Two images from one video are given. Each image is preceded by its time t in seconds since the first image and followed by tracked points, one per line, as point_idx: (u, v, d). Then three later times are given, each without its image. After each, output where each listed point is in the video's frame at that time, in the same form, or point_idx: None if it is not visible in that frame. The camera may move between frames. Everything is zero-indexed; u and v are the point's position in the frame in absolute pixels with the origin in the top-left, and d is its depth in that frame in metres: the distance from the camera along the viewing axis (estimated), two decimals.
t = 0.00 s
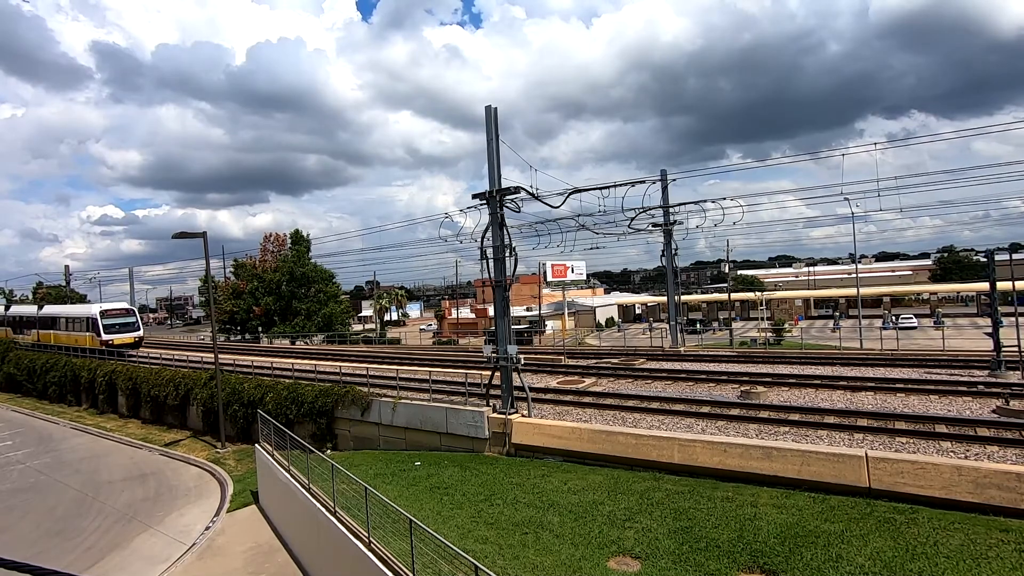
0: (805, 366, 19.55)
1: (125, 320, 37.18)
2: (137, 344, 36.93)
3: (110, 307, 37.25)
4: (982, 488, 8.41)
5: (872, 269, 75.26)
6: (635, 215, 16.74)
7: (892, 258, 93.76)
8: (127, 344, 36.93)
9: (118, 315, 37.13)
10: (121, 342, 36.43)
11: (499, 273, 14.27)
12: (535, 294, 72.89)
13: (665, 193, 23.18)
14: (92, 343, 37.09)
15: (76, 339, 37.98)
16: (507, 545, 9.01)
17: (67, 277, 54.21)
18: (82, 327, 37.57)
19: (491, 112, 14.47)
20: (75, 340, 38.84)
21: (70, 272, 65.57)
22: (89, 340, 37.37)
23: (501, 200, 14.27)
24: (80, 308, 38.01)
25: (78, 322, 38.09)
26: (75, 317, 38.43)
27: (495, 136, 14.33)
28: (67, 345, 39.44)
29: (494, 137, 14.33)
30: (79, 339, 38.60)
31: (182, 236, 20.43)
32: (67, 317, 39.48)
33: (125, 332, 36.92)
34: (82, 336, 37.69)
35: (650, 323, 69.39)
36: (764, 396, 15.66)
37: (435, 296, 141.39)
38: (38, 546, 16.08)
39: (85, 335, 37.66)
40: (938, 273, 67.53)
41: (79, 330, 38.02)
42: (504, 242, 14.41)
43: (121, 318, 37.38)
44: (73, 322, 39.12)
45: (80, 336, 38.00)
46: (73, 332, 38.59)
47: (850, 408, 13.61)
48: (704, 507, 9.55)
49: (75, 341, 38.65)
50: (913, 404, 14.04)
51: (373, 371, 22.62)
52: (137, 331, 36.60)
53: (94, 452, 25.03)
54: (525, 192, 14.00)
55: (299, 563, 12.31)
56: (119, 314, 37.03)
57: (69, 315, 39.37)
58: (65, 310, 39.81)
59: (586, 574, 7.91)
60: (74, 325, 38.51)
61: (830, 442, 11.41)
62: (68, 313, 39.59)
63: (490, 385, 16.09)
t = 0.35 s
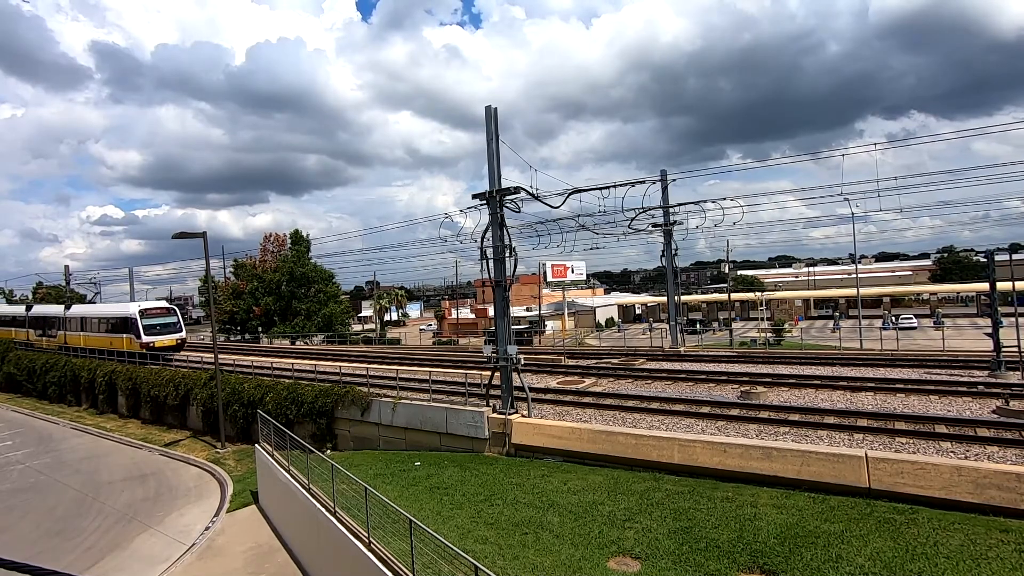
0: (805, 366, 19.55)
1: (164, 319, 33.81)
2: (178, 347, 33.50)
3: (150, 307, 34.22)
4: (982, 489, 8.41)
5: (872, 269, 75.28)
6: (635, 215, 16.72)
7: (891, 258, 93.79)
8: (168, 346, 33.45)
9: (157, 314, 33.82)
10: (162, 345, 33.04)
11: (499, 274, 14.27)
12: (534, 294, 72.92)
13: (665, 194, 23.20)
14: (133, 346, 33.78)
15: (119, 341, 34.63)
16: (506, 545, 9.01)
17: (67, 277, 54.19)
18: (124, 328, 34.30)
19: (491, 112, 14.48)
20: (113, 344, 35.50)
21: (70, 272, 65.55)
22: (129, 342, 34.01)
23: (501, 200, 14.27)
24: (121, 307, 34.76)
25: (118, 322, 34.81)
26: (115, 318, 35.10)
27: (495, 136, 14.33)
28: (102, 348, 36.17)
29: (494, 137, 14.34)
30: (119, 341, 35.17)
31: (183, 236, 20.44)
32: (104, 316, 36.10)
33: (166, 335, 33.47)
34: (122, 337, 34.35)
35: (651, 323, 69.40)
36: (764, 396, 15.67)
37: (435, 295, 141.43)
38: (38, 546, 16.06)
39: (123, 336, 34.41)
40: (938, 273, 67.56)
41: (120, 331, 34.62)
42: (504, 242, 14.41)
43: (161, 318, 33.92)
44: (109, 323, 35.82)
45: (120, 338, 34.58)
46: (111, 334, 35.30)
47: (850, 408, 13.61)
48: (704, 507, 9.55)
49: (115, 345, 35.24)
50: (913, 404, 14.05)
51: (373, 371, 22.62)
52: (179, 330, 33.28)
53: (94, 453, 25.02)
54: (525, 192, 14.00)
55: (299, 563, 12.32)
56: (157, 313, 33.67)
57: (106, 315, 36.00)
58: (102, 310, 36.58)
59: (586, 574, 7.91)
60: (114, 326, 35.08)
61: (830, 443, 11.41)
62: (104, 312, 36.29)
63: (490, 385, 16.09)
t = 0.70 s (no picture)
0: (805, 367, 19.55)
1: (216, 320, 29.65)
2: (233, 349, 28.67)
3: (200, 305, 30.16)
4: (981, 489, 8.41)
5: (872, 269, 75.28)
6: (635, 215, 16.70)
7: (891, 258, 93.82)
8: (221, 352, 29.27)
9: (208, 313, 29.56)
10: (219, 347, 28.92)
11: (499, 274, 14.27)
12: (535, 294, 72.95)
13: (665, 194, 23.23)
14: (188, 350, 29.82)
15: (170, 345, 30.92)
16: (506, 545, 9.01)
17: (68, 277, 54.16)
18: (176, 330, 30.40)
19: (491, 112, 14.47)
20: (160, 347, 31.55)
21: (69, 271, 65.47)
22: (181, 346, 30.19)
23: (501, 200, 14.28)
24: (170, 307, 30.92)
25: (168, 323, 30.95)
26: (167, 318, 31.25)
27: (495, 136, 14.33)
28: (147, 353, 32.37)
29: (495, 137, 14.34)
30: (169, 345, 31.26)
31: (183, 236, 20.46)
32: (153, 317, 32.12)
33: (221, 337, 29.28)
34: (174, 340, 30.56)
35: (651, 323, 69.42)
36: (764, 396, 15.67)
37: (435, 296, 141.42)
38: (37, 546, 16.06)
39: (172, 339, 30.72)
40: (938, 273, 67.60)
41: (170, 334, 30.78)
42: (504, 242, 14.40)
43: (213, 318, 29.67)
44: (156, 324, 31.93)
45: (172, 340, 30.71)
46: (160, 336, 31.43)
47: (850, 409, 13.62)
48: (705, 507, 9.55)
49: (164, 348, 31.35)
50: (913, 405, 14.05)
51: (373, 371, 22.61)
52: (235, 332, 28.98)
53: (93, 453, 24.99)
54: (526, 192, 14.01)
55: (298, 563, 12.32)
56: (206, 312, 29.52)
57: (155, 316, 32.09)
58: (148, 310, 32.74)
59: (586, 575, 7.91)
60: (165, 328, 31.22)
61: (831, 443, 11.41)
62: (151, 312, 32.41)
63: (490, 386, 16.06)
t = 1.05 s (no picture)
0: (806, 367, 19.54)
1: (279, 320, 26.93)
2: (297, 353, 27.01)
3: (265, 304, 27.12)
4: (982, 490, 8.41)
5: (872, 270, 75.26)
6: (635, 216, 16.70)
7: (891, 259, 93.80)
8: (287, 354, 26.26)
9: (271, 313, 26.81)
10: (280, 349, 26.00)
11: (499, 274, 14.27)
12: (535, 295, 72.93)
13: (665, 194, 23.22)
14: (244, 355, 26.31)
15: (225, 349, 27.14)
16: (506, 546, 9.00)
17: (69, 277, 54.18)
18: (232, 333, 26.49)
19: (491, 113, 14.47)
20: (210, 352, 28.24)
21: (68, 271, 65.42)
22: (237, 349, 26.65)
23: (501, 200, 14.28)
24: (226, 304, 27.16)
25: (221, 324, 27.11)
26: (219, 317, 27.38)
27: (495, 136, 14.33)
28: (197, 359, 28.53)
29: (495, 138, 14.34)
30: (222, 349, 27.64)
31: (183, 236, 20.45)
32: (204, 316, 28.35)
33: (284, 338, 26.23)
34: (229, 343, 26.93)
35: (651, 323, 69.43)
36: (764, 397, 15.65)
37: (435, 296, 141.40)
38: (37, 547, 16.05)
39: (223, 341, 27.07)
40: (938, 274, 67.60)
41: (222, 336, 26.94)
42: (504, 242, 14.40)
43: (275, 316, 26.65)
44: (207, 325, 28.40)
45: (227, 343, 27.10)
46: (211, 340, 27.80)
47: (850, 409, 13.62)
48: (705, 508, 9.55)
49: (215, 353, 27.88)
50: (913, 405, 14.04)
51: (374, 372, 22.58)
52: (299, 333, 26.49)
53: (93, 453, 24.96)
54: (526, 192, 14.02)
55: (298, 563, 12.32)
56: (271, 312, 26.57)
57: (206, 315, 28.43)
58: (195, 309, 29.15)
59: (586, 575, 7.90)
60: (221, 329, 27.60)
61: (831, 444, 11.40)
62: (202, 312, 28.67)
63: (491, 386, 16.06)
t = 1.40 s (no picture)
0: (806, 367, 19.54)
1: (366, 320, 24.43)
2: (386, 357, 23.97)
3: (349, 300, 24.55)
4: (982, 490, 8.41)
5: (872, 270, 75.22)
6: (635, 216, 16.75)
7: (891, 259, 93.75)
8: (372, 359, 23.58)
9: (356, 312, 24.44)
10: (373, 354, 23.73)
11: (500, 274, 14.27)
12: (535, 295, 72.88)
13: (666, 194, 23.23)
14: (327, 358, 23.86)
15: (308, 351, 24.46)
16: (507, 546, 9.00)
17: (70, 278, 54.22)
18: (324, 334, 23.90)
19: (491, 113, 14.46)
20: (287, 356, 25.35)
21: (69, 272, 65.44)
22: (322, 352, 23.97)
23: (501, 200, 14.28)
24: (311, 302, 24.52)
25: (309, 323, 24.54)
26: (300, 316, 24.74)
27: (496, 136, 14.33)
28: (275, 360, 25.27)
29: (495, 138, 14.33)
30: (301, 353, 24.81)
31: (183, 236, 20.46)
32: (283, 315, 25.53)
33: (375, 341, 24.10)
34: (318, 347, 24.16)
35: (651, 324, 69.50)
36: (765, 397, 15.64)
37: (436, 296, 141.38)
38: (37, 547, 16.03)
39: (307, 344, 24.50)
40: (939, 274, 67.58)
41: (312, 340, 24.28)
42: (504, 242, 14.40)
43: (362, 315, 24.34)
44: (283, 327, 25.60)
45: (312, 345, 24.41)
46: (293, 341, 24.95)
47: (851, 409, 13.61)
48: (705, 508, 9.54)
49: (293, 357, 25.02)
50: (914, 405, 14.03)
51: (374, 372, 22.57)
52: (389, 335, 24.58)
53: (94, 454, 24.93)
54: (526, 192, 14.03)
55: (298, 563, 12.32)
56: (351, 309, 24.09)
57: (284, 314, 25.57)
58: (270, 309, 26.29)
59: None
60: (302, 331, 24.87)
61: (832, 444, 11.39)
62: (280, 311, 25.74)
63: (491, 386, 16.05)
